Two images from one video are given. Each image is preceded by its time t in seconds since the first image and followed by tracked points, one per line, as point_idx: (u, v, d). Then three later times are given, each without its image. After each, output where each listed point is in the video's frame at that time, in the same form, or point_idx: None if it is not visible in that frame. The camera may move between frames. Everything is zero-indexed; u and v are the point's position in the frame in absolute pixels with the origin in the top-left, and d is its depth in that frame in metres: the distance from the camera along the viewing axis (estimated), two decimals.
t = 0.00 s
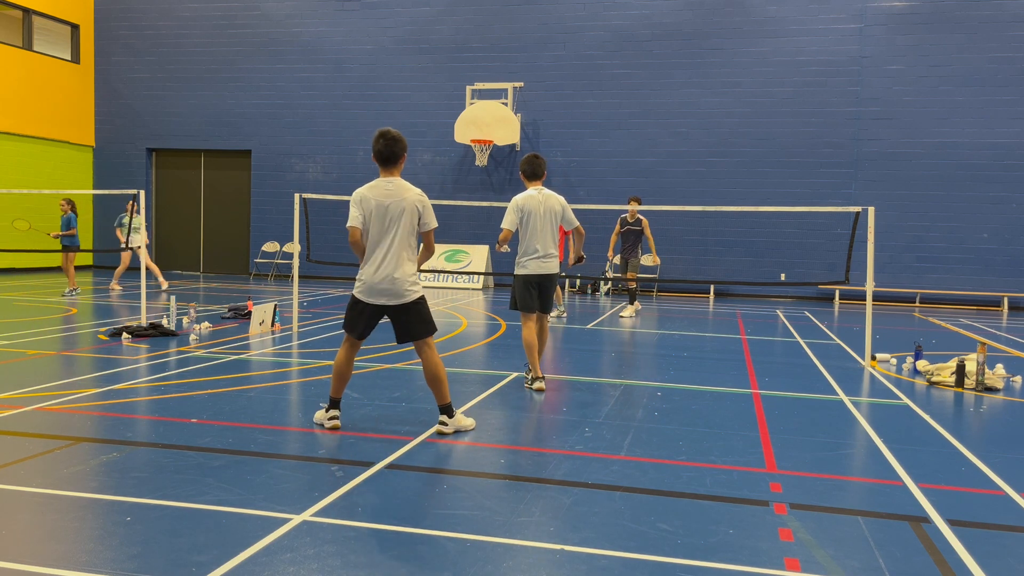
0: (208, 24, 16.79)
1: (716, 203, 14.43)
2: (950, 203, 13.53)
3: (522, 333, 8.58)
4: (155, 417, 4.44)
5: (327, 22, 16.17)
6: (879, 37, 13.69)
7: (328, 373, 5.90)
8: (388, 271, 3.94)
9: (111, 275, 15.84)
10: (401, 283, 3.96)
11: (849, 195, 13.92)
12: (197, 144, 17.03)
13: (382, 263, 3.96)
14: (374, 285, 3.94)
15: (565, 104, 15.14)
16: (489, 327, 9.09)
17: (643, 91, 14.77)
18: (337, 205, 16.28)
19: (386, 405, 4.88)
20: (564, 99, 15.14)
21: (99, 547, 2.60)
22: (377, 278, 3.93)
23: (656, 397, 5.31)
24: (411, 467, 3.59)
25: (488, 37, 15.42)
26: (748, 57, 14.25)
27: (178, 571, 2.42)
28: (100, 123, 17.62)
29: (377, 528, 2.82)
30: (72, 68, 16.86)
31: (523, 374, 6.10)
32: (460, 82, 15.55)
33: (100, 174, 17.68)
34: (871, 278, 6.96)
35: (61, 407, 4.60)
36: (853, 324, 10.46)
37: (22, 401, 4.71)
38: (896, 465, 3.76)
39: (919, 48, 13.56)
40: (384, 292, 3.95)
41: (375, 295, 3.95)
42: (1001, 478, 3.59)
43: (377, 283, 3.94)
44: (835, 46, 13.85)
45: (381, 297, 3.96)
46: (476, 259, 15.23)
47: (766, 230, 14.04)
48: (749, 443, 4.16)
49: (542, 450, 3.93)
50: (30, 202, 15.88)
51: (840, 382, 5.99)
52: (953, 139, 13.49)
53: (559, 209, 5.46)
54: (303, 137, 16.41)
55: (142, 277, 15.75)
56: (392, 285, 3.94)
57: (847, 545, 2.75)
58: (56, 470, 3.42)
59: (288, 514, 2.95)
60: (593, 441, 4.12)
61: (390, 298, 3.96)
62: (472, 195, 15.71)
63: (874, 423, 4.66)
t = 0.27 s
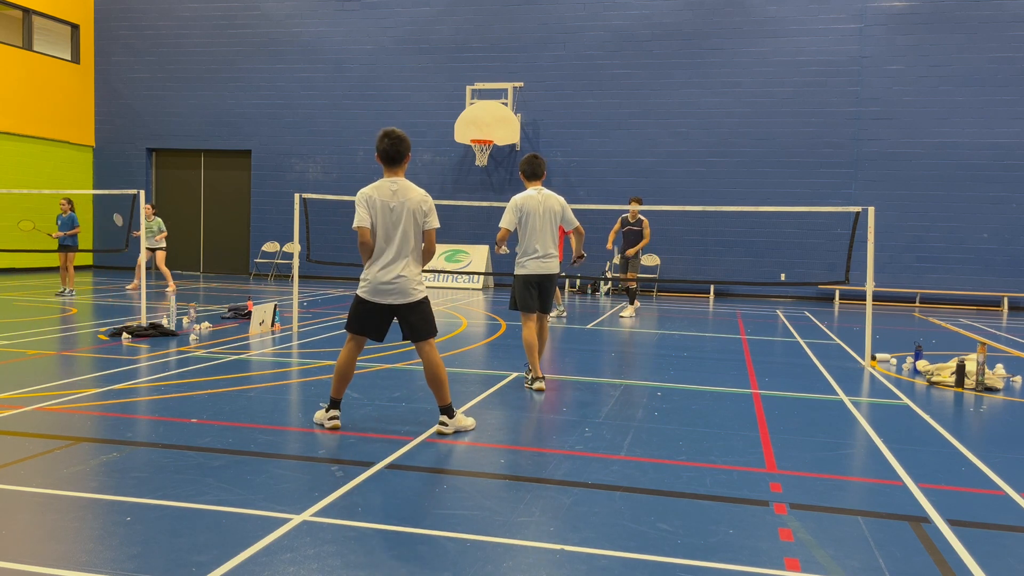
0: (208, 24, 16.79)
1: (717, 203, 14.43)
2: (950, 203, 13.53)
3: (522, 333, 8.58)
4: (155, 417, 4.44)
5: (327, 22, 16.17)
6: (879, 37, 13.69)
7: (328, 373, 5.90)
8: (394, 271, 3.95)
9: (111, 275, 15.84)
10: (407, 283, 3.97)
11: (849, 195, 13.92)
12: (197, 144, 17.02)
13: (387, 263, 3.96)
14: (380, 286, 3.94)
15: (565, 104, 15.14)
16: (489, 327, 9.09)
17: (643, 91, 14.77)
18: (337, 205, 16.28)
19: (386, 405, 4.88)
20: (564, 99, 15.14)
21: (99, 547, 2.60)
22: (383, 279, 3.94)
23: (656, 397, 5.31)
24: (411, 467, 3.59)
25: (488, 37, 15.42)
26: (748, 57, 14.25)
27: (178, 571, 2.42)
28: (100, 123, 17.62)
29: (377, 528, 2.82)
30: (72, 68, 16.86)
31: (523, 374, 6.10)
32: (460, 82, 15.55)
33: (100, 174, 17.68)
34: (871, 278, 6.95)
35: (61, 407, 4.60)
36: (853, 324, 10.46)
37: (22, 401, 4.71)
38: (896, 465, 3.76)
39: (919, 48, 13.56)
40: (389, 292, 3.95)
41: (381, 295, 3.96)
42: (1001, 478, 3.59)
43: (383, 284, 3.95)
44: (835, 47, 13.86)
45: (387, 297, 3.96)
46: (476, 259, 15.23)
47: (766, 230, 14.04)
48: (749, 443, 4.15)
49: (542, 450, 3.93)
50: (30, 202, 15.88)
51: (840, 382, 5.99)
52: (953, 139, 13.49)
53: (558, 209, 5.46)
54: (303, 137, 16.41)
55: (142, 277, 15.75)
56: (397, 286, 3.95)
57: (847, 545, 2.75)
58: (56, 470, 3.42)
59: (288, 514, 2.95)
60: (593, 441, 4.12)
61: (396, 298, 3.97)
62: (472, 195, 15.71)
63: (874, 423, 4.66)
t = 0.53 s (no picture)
0: (208, 24, 16.79)
1: (716, 203, 14.43)
2: (950, 203, 13.54)
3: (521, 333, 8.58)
4: (155, 417, 4.44)
5: (327, 22, 16.17)
6: (879, 37, 13.69)
7: (328, 373, 5.90)
8: (392, 271, 3.94)
9: (112, 275, 15.85)
10: (405, 283, 3.97)
11: (849, 195, 13.92)
12: (197, 144, 17.03)
13: (386, 263, 3.96)
14: (379, 285, 3.94)
15: (565, 104, 15.14)
16: (489, 327, 9.09)
17: (643, 91, 14.77)
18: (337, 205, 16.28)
19: (386, 404, 4.88)
20: (564, 99, 15.14)
21: (99, 547, 2.61)
22: (381, 279, 3.94)
23: (656, 397, 5.31)
24: (411, 467, 3.59)
25: (487, 37, 15.42)
26: (748, 57, 14.25)
27: (178, 571, 2.42)
28: (100, 123, 17.62)
29: (377, 528, 2.82)
30: (72, 68, 16.86)
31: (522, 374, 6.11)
32: (460, 82, 15.55)
33: (100, 174, 17.69)
34: (871, 278, 6.94)
35: (61, 407, 4.60)
36: (854, 324, 10.46)
37: (22, 401, 4.71)
38: (896, 465, 3.76)
39: (919, 48, 13.57)
40: (387, 292, 3.95)
41: (379, 295, 3.96)
42: (1001, 478, 3.59)
43: (382, 284, 3.94)
44: (835, 47, 13.86)
45: (385, 297, 3.96)
46: (476, 259, 15.23)
47: (766, 230, 14.04)
48: (749, 443, 4.15)
49: (543, 449, 3.93)
50: (30, 202, 15.89)
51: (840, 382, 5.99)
52: (953, 139, 13.49)
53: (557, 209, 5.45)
54: (303, 137, 16.41)
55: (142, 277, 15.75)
56: (396, 285, 3.94)
57: (846, 545, 2.75)
58: (55, 470, 3.42)
59: (288, 514, 2.95)
60: (593, 441, 4.12)
61: (394, 298, 3.96)
62: (472, 195, 15.71)
63: (874, 423, 4.66)
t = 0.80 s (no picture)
0: (208, 24, 16.79)
1: (717, 203, 14.43)
2: (950, 203, 13.54)
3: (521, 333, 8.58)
4: (155, 417, 4.44)
5: (327, 22, 16.17)
6: (879, 37, 13.69)
7: (328, 373, 5.90)
8: (392, 271, 3.93)
9: (112, 275, 15.85)
10: (406, 283, 3.96)
11: (849, 195, 13.92)
12: (197, 144, 17.03)
13: (386, 263, 3.95)
14: (379, 285, 3.94)
15: (565, 104, 15.14)
16: (489, 327, 9.09)
17: (643, 91, 14.77)
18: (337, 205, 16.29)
19: (385, 404, 4.88)
20: (564, 99, 15.14)
21: (99, 547, 2.61)
22: (382, 278, 3.94)
23: (656, 397, 5.31)
24: (411, 467, 3.59)
25: (488, 37, 15.42)
26: (748, 57, 14.25)
27: (178, 571, 2.42)
28: (100, 123, 17.62)
29: (377, 528, 2.82)
30: (72, 68, 16.86)
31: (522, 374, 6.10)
32: (460, 82, 15.55)
33: (100, 174, 17.68)
34: (871, 278, 6.95)
35: (61, 407, 4.60)
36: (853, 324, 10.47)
37: (22, 401, 4.71)
38: (896, 465, 3.76)
39: (919, 48, 13.56)
40: (388, 292, 3.95)
41: (380, 295, 3.96)
42: (1002, 478, 3.59)
43: (382, 284, 3.94)
44: (835, 47, 13.86)
45: (385, 297, 3.96)
46: (476, 259, 15.23)
47: (766, 230, 14.04)
48: (749, 443, 4.15)
49: (543, 450, 3.93)
50: (30, 203, 15.89)
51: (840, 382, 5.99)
52: (953, 139, 13.49)
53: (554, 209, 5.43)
54: (303, 137, 16.41)
55: (142, 277, 15.75)
56: (396, 285, 3.94)
57: (847, 545, 2.75)
58: (55, 470, 3.42)
59: (288, 514, 2.95)
60: (593, 441, 4.12)
61: (395, 298, 3.96)
62: (472, 195, 15.71)
63: (874, 423, 4.66)
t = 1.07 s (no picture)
0: (208, 23, 16.79)
1: (717, 203, 14.43)
2: (950, 203, 13.53)
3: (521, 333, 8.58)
4: (155, 417, 4.44)
5: (327, 22, 16.17)
6: (879, 37, 13.69)
7: (327, 373, 5.90)
8: (394, 270, 3.93)
9: (112, 275, 15.85)
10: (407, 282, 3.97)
11: (849, 195, 13.92)
12: (197, 144, 17.03)
13: (387, 263, 3.95)
14: (380, 285, 3.94)
15: (565, 104, 15.14)
16: (489, 327, 9.09)
17: (643, 91, 14.77)
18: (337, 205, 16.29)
19: (385, 404, 4.88)
20: (564, 99, 15.14)
21: (99, 547, 2.61)
22: (383, 278, 3.93)
23: (656, 397, 5.31)
24: (410, 467, 3.59)
25: (488, 37, 15.42)
26: (748, 57, 14.25)
27: (178, 571, 2.42)
28: (100, 123, 17.61)
29: (377, 528, 2.82)
30: (72, 68, 16.85)
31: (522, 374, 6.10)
32: (460, 82, 15.55)
33: (100, 174, 17.68)
34: (871, 278, 6.94)
35: (61, 407, 4.60)
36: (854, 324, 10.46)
37: (22, 401, 4.71)
38: (896, 465, 3.76)
39: (919, 48, 13.57)
40: (389, 292, 3.95)
41: (383, 295, 3.96)
42: (1001, 478, 3.59)
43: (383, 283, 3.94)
44: (835, 47, 13.86)
45: (387, 296, 3.96)
46: (476, 259, 15.23)
47: (766, 230, 14.04)
48: (749, 443, 4.15)
49: (543, 450, 3.93)
50: (30, 203, 15.88)
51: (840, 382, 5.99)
52: (953, 139, 13.49)
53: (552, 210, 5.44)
54: (303, 137, 16.41)
55: (142, 277, 15.75)
56: (397, 284, 3.94)
57: (846, 545, 2.75)
58: (55, 470, 3.42)
59: (288, 514, 2.95)
60: (594, 441, 4.12)
61: (396, 298, 3.97)
62: (472, 195, 15.71)
63: (874, 423, 4.66)
